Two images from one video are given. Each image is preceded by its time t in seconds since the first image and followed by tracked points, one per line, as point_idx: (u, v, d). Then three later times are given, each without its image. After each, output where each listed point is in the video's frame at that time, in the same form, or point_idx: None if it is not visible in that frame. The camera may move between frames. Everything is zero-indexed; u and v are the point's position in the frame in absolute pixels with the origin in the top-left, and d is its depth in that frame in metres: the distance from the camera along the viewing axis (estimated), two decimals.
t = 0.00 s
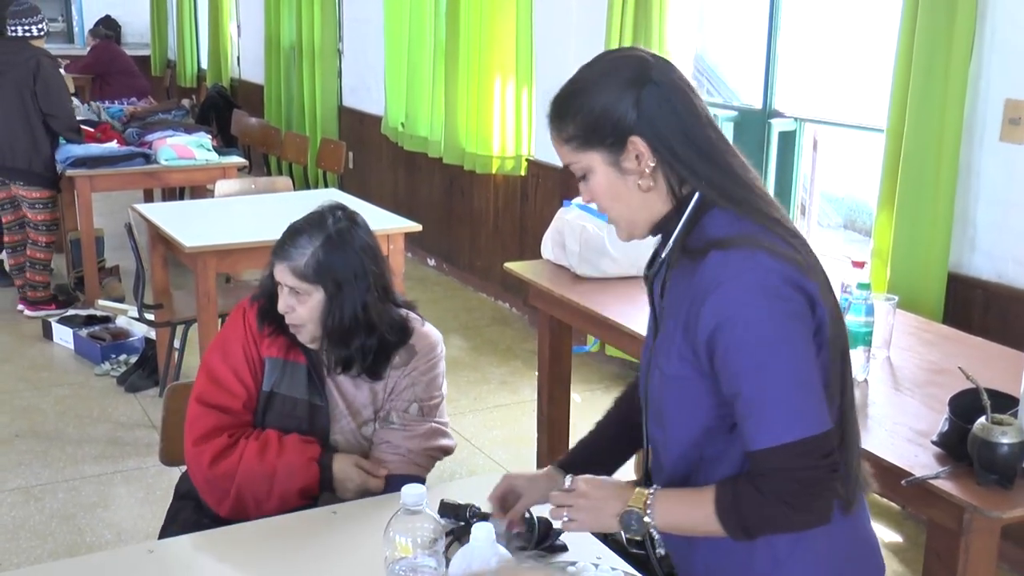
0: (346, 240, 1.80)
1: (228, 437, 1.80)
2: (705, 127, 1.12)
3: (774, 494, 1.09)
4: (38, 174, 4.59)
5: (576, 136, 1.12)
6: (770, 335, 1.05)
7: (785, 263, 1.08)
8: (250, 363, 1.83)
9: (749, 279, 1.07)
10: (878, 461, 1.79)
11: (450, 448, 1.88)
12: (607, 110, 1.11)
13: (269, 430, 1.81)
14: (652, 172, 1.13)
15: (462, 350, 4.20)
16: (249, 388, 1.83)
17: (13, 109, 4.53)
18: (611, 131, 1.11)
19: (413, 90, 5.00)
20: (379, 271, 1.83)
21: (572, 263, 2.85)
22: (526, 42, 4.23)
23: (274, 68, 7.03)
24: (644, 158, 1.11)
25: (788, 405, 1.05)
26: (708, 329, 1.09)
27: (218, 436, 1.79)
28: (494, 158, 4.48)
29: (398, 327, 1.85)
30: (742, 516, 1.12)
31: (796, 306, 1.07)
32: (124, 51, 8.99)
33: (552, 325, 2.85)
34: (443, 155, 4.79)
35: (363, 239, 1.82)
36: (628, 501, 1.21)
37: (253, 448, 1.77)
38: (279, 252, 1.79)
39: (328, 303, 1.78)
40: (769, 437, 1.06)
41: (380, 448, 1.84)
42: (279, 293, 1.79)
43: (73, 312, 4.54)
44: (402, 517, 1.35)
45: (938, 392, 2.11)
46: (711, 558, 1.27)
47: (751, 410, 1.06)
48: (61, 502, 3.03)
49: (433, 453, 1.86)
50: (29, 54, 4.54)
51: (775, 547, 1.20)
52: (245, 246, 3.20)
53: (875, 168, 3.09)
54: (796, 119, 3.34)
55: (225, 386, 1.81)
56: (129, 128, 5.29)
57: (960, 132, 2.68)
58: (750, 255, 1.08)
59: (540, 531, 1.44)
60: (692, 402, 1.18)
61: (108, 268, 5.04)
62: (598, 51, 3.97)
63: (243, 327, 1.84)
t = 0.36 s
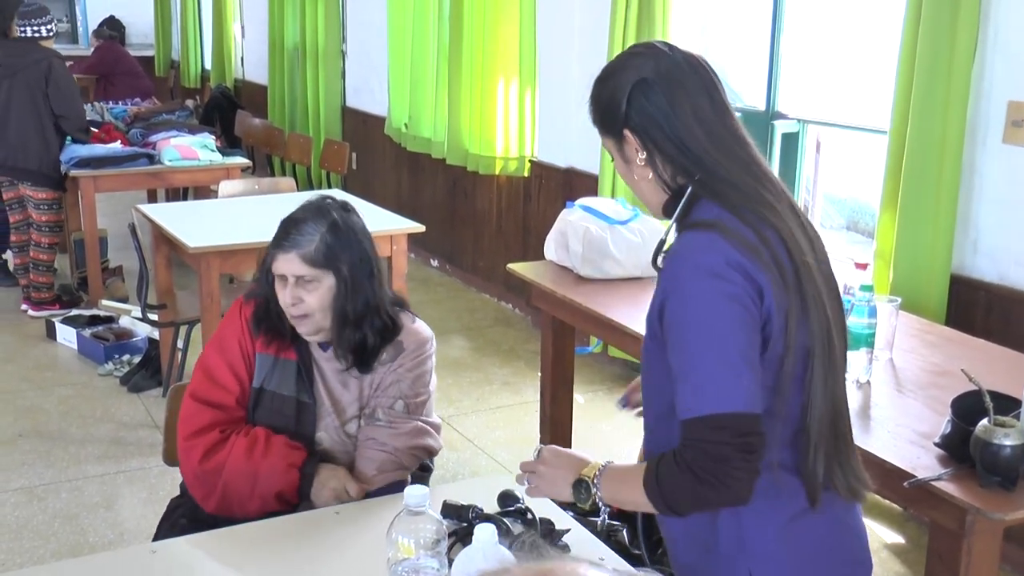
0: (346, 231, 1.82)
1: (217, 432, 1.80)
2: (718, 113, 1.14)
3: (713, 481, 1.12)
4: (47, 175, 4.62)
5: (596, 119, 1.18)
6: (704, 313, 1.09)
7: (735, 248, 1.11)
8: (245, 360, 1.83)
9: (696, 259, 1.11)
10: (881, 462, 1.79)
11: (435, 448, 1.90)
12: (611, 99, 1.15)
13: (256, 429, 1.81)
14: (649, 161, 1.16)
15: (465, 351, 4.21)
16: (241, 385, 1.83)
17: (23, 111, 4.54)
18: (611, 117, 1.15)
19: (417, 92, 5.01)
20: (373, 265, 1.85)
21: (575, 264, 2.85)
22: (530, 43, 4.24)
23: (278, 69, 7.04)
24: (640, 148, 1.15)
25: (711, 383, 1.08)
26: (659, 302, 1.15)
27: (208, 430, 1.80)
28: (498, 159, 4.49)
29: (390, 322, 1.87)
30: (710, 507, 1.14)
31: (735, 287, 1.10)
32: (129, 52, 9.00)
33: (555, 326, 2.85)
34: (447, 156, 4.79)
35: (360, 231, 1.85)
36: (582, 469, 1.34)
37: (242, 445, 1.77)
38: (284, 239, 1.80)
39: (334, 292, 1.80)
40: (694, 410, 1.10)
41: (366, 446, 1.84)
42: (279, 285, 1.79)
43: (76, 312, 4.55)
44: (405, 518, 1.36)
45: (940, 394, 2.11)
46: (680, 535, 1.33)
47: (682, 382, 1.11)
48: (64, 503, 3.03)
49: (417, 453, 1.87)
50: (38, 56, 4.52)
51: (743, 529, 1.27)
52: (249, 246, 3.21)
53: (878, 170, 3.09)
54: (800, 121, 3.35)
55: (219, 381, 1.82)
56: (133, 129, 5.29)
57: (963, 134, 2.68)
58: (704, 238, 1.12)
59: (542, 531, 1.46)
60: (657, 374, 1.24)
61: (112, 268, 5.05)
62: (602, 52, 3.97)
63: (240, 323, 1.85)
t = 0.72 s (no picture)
0: (295, 218, 1.88)
1: (179, 427, 1.83)
2: (715, 103, 1.26)
3: (718, 423, 1.19)
4: (48, 178, 4.63)
5: (593, 115, 1.27)
6: (703, 265, 1.17)
7: (732, 210, 1.21)
8: (203, 358, 1.86)
9: (695, 219, 1.20)
10: (874, 464, 1.80)
11: (383, 421, 2.00)
12: (611, 91, 1.24)
13: (218, 426, 1.85)
14: (650, 147, 1.26)
15: (462, 353, 4.22)
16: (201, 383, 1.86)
17: (29, 114, 4.59)
18: (616, 106, 1.24)
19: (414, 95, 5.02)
20: (319, 248, 1.91)
21: (571, 266, 2.86)
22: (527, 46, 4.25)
23: (276, 72, 7.05)
24: (642, 135, 1.25)
25: (711, 328, 1.16)
26: (661, 261, 1.24)
27: (171, 426, 1.82)
28: (495, 162, 4.49)
29: (336, 301, 1.93)
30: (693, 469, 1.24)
31: (732, 242, 1.19)
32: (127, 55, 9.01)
33: (551, 328, 2.86)
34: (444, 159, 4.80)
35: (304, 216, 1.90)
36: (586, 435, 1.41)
37: (206, 439, 1.81)
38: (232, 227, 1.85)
39: (286, 273, 1.85)
40: (694, 356, 1.17)
41: (320, 427, 1.91)
42: (231, 274, 1.83)
43: (73, 314, 4.55)
44: (401, 519, 1.37)
45: (932, 396, 2.12)
46: (670, 491, 1.41)
47: (683, 331, 1.18)
48: (61, 504, 3.04)
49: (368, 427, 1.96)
50: (45, 58, 4.57)
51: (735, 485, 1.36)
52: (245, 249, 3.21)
53: (873, 174, 3.10)
54: (794, 124, 3.36)
55: (178, 381, 1.84)
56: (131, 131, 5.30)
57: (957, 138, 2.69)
58: (702, 201, 1.22)
59: (538, 532, 1.46)
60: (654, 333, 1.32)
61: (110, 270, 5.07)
62: (599, 54, 3.99)
63: (194, 323, 1.87)
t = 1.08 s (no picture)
0: (228, 215, 1.81)
1: (128, 439, 1.84)
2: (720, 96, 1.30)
3: (769, 404, 1.20)
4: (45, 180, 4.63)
5: (606, 92, 1.25)
6: (745, 254, 1.18)
7: (766, 202, 1.22)
8: (148, 371, 1.86)
9: (733, 210, 1.20)
10: (870, 465, 1.80)
11: (337, 417, 1.90)
12: (630, 73, 1.24)
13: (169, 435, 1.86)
14: (669, 129, 1.26)
15: (458, 354, 4.22)
16: (149, 394, 1.86)
17: (33, 115, 4.58)
18: (641, 83, 1.24)
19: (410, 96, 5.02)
20: (255, 245, 1.83)
21: (566, 268, 2.86)
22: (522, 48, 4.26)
23: (272, 73, 7.05)
24: (663, 115, 1.25)
25: (756, 315, 1.17)
26: (694, 251, 1.23)
27: (121, 439, 1.84)
28: (490, 163, 4.49)
29: (273, 297, 1.85)
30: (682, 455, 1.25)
31: (770, 233, 1.20)
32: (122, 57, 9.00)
33: (546, 328, 2.86)
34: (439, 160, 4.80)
35: (239, 213, 1.83)
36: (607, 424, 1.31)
37: (156, 446, 1.83)
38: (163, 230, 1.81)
39: (217, 272, 1.79)
40: (737, 343, 1.18)
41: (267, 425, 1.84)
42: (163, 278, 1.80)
43: (69, 315, 4.55)
44: (395, 521, 1.36)
45: (928, 397, 2.12)
46: (678, 479, 1.38)
47: (725, 320, 1.18)
48: (56, 506, 3.03)
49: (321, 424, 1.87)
50: (51, 60, 4.57)
51: (749, 464, 1.35)
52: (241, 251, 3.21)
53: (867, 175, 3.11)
54: (789, 125, 3.36)
55: (126, 396, 1.85)
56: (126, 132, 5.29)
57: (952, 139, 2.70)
58: (736, 193, 1.22)
59: (532, 535, 1.45)
60: (668, 325, 1.30)
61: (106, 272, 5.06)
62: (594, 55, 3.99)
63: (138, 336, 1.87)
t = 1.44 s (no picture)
0: (179, 234, 1.69)
1: (92, 474, 1.74)
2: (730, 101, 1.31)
3: (816, 412, 1.21)
4: (44, 180, 4.61)
5: (622, 84, 1.25)
6: (789, 263, 1.19)
7: (799, 209, 1.24)
8: (106, 398, 1.74)
9: (772, 217, 1.21)
10: (868, 465, 1.80)
11: (287, 431, 1.73)
12: (649, 67, 1.25)
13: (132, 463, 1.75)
14: (683, 128, 1.27)
15: (456, 355, 4.22)
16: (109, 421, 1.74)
17: (37, 116, 4.57)
18: (661, 80, 1.24)
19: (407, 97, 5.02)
20: (205, 263, 1.70)
21: (564, 268, 2.86)
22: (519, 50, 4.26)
23: (269, 74, 7.05)
24: (678, 114, 1.26)
25: (803, 325, 1.18)
26: (731, 258, 1.22)
27: (85, 474, 1.74)
28: (488, 164, 4.49)
29: (221, 313, 1.72)
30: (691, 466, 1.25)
31: (807, 241, 1.21)
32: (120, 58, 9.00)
33: (544, 329, 2.86)
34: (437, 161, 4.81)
35: (189, 230, 1.71)
36: (643, 437, 1.26)
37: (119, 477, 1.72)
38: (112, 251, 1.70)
39: (166, 292, 1.67)
40: (782, 352, 1.19)
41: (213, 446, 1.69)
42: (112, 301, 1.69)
43: (68, 317, 4.54)
44: (393, 522, 1.35)
45: (926, 397, 2.12)
46: (687, 482, 1.36)
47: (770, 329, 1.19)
48: (55, 508, 3.03)
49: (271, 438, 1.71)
50: (59, 65, 4.56)
51: (759, 464, 1.34)
52: (239, 252, 3.21)
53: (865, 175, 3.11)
54: (787, 125, 3.37)
55: (84, 425, 1.74)
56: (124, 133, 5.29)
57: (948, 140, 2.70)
58: (771, 201, 1.23)
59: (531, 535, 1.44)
60: (687, 333, 1.28)
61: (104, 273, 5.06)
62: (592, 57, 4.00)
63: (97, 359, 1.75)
